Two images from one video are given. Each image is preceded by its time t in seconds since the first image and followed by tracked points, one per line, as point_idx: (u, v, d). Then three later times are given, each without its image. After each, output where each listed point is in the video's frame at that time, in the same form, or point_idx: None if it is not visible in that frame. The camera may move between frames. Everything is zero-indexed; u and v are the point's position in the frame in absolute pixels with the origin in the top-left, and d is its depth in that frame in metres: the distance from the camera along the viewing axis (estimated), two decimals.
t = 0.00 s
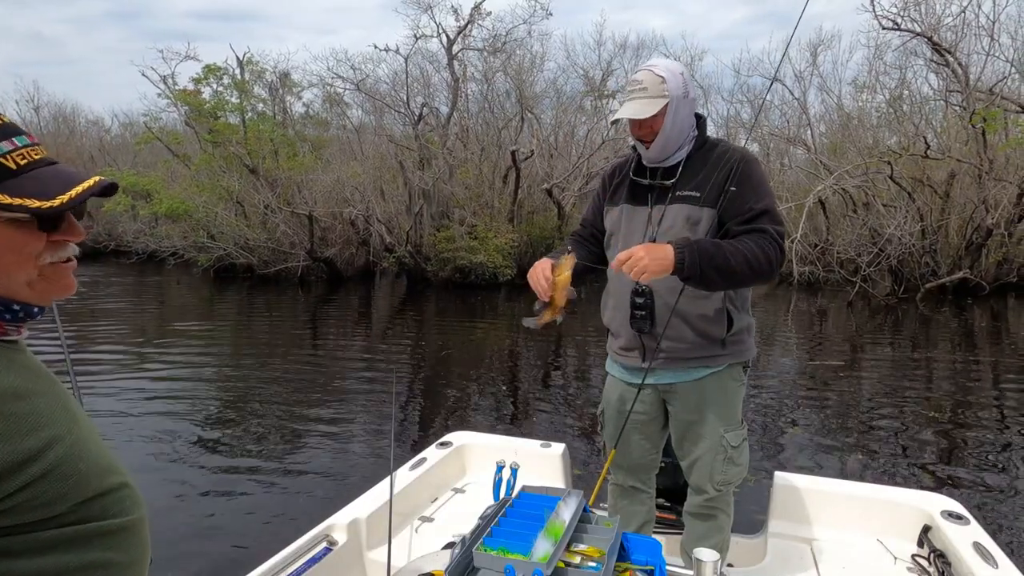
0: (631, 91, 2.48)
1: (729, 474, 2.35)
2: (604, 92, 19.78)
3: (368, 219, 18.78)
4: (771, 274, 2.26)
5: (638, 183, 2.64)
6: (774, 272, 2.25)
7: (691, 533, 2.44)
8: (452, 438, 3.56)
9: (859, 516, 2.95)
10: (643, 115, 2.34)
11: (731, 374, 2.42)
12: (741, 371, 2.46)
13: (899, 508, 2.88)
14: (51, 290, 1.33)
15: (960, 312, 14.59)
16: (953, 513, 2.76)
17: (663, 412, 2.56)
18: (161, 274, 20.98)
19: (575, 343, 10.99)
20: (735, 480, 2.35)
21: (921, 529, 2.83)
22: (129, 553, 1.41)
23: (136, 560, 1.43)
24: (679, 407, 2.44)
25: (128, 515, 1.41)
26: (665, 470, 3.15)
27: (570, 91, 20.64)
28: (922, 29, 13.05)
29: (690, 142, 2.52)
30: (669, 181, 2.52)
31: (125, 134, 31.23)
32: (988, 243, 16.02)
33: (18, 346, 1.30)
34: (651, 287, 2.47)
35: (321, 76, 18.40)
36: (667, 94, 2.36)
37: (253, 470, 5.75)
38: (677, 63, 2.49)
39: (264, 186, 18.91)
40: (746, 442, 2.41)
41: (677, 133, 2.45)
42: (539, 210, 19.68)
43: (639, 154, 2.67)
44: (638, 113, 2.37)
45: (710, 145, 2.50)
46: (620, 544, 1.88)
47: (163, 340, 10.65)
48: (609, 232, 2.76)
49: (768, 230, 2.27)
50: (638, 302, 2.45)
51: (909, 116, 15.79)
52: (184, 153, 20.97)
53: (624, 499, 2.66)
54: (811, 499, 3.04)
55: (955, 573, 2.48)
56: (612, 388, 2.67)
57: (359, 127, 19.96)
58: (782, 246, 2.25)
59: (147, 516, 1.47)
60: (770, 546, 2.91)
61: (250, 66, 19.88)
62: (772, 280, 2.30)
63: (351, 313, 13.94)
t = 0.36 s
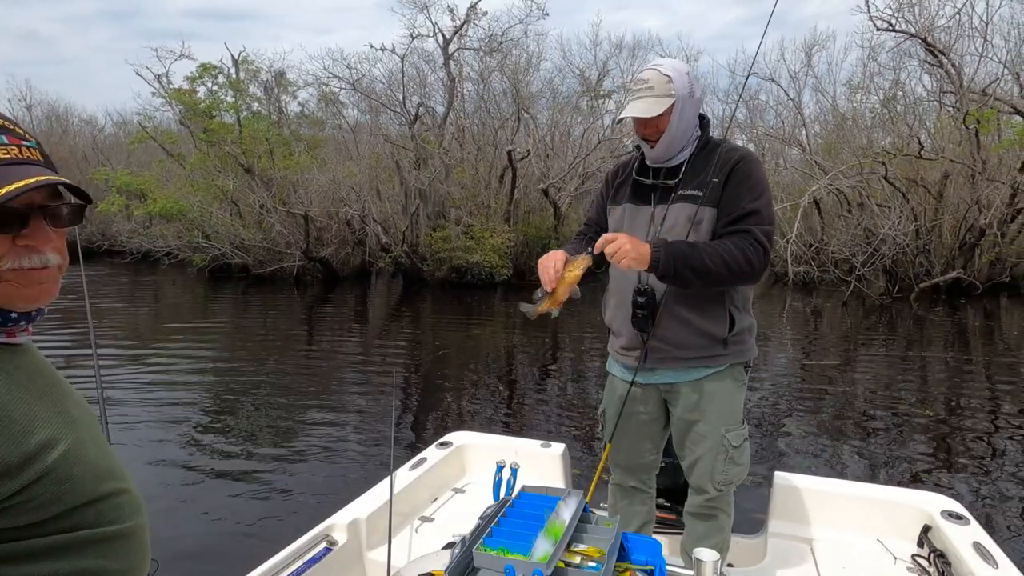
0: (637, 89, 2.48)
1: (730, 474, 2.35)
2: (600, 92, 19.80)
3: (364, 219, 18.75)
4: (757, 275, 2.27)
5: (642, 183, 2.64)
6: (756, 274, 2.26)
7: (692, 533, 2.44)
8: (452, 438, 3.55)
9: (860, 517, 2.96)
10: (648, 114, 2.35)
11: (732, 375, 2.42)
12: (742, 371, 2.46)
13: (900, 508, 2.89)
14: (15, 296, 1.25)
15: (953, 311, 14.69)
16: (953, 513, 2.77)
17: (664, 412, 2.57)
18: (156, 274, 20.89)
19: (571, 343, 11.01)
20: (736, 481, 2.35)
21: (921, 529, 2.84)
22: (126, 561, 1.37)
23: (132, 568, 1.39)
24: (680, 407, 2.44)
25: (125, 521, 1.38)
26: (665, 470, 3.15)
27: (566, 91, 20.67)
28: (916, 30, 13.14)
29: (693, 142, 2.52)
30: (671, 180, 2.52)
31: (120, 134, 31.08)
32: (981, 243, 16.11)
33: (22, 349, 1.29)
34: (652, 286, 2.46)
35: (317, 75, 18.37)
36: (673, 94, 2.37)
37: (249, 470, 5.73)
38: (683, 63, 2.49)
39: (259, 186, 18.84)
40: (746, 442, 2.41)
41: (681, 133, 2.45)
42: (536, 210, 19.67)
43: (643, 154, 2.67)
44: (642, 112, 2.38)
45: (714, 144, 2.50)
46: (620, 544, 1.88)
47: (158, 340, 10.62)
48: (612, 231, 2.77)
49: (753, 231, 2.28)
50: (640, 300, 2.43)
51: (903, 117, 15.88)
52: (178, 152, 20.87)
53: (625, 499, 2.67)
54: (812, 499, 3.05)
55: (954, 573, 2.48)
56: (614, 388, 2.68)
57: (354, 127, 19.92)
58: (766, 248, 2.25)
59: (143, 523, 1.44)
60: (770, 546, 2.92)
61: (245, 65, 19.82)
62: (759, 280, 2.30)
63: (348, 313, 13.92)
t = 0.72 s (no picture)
0: (633, 90, 2.49)
1: (730, 473, 2.35)
2: (595, 91, 19.81)
3: (360, 218, 18.70)
4: (754, 273, 2.27)
5: (640, 183, 2.65)
6: (752, 272, 2.26)
7: (692, 533, 2.45)
8: (452, 438, 3.55)
9: (861, 516, 2.98)
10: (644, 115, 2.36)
11: (732, 375, 2.41)
12: (742, 371, 2.46)
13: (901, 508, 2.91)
14: (36, 292, 1.23)
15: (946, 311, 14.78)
16: (953, 513, 2.79)
17: (664, 412, 2.58)
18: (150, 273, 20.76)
19: (568, 343, 11.03)
20: (736, 480, 2.35)
21: (921, 529, 2.86)
22: (130, 566, 1.34)
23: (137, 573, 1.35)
24: (680, 407, 2.44)
25: (129, 527, 1.34)
26: (665, 470, 3.16)
27: (562, 90, 20.67)
28: (909, 31, 13.22)
29: (690, 142, 2.53)
30: (669, 180, 2.53)
31: (112, 133, 30.88)
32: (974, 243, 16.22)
33: (34, 350, 1.27)
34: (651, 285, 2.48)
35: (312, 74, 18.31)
36: (668, 94, 2.38)
37: (244, 470, 5.70)
38: (677, 63, 2.50)
39: (254, 185, 18.75)
40: (747, 441, 2.41)
41: (679, 131, 2.45)
42: (531, 210, 19.65)
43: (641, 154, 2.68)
44: (639, 113, 2.38)
45: (711, 144, 2.51)
46: (620, 544, 1.88)
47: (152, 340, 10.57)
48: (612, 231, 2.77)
49: (750, 229, 2.29)
50: (639, 300, 2.45)
51: (897, 117, 15.96)
52: (172, 151, 20.75)
53: (626, 498, 2.67)
54: (813, 499, 3.07)
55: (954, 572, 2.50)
56: (614, 388, 2.68)
57: (350, 126, 19.87)
58: (762, 245, 2.26)
59: (153, 527, 1.41)
60: (770, 546, 2.93)
61: (240, 64, 19.73)
62: (756, 278, 2.30)
63: (343, 313, 13.89)
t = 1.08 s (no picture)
0: (626, 92, 2.50)
1: (728, 472, 2.36)
2: (590, 92, 19.83)
3: (355, 219, 18.66)
4: (749, 271, 2.28)
5: (636, 184, 2.66)
6: (748, 269, 2.26)
7: (692, 532, 2.46)
8: (452, 438, 3.54)
9: (861, 517, 3.00)
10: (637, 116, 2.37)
11: (730, 373, 2.42)
12: (740, 370, 2.46)
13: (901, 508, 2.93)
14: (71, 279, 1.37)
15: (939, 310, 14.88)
16: (953, 513, 2.80)
17: (662, 411, 2.58)
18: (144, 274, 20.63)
19: (565, 343, 11.03)
20: (734, 479, 2.36)
21: (921, 529, 2.87)
22: (138, 561, 1.34)
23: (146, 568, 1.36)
24: (678, 406, 2.45)
25: (137, 524, 1.34)
26: (665, 470, 3.16)
27: (557, 90, 20.69)
28: (901, 32, 13.33)
29: (685, 141, 2.53)
30: (664, 180, 2.54)
31: (105, 133, 30.70)
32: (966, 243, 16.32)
33: (37, 345, 1.25)
34: (647, 284, 2.49)
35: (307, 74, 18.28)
36: (660, 95, 2.38)
37: (240, 471, 5.68)
38: (669, 64, 2.52)
39: (248, 185, 18.66)
40: (745, 440, 2.41)
41: (673, 130, 2.46)
42: (527, 210, 19.62)
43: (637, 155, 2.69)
44: (632, 114, 2.39)
45: (706, 143, 2.51)
46: (620, 544, 1.89)
47: (146, 340, 10.52)
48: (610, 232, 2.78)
49: (744, 227, 2.29)
50: (636, 300, 2.46)
51: (890, 118, 16.06)
52: (166, 150, 20.64)
53: (625, 499, 2.67)
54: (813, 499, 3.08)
55: (955, 572, 2.51)
56: (612, 389, 2.69)
57: (345, 126, 19.86)
58: (756, 243, 2.26)
59: (156, 522, 1.40)
60: (770, 546, 2.94)
61: (234, 63, 19.66)
62: (752, 276, 2.31)
63: (339, 313, 13.85)
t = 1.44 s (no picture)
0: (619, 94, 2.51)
1: (726, 472, 2.37)
2: (585, 92, 19.87)
3: (349, 219, 18.60)
4: (745, 269, 2.28)
5: (633, 184, 2.66)
6: (744, 267, 2.27)
7: (692, 532, 2.47)
8: (452, 438, 3.54)
9: (861, 517, 3.02)
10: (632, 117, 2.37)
11: (728, 373, 2.43)
12: (737, 369, 2.47)
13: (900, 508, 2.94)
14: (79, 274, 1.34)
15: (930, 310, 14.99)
16: (953, 513, 2.81)
17: (660, 411, 2.59)
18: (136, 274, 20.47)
19: (561, 343, 11.05)
20: (733, 479, 2.37)
21: (921, 528, 2.89)
22: (147, 558, 1.33)
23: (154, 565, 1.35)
24: (675, 405, 2.46)
25: (147, 520, 1.33)
26: (664, 469, 3.17)
27: (551, 90, 20.68)
28: (893, 34, 13.42)
29: (681, 142, 2.54)
30: (660, 180, 2.55)
31: (96, 132, 30.45)
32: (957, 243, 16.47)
33: (34, 346, 1.23)
34: (645, 284, 2.50)
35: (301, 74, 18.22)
36: (654, 96, 2.39)
37: (235, 471, 5.66)
38: (663, 66, 2.52)
39: (241, 185, 18.56)
40: (742, 439, 2.42)
41: (669, 129, 2.46)
42: (522, 210, 19.62)
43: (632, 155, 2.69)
44: (627, 115, 2.39)
45: (701, 143, 2.52)
46: (620, 544, 1.89)
47: (138, 341, 10.45)
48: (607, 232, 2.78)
49: (739, 226, 2.30)
50: (633, 299, 2.47)
51: (881, 119, 16.18)
52: (158, 150, 20.48)
53: (624, 500, 2.68)
54: (813, 500, 3.10)
55: (955, 572, 2.52)
56: (610, 389, 2.69)
57: (339, 126, 19.86)
58: (752, 241, 2.27)
59: (160, 520, 1.40)
60: (769, 546, 2.96)
61: (227, 62, 19.54)
62: (747, 273, 2.32)
63: (334, 313, 13.80)
